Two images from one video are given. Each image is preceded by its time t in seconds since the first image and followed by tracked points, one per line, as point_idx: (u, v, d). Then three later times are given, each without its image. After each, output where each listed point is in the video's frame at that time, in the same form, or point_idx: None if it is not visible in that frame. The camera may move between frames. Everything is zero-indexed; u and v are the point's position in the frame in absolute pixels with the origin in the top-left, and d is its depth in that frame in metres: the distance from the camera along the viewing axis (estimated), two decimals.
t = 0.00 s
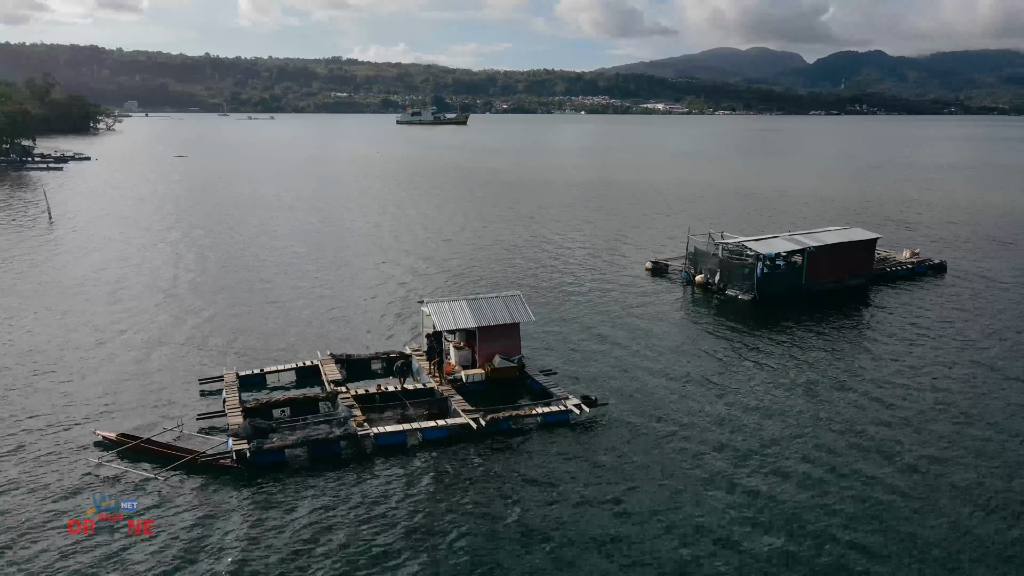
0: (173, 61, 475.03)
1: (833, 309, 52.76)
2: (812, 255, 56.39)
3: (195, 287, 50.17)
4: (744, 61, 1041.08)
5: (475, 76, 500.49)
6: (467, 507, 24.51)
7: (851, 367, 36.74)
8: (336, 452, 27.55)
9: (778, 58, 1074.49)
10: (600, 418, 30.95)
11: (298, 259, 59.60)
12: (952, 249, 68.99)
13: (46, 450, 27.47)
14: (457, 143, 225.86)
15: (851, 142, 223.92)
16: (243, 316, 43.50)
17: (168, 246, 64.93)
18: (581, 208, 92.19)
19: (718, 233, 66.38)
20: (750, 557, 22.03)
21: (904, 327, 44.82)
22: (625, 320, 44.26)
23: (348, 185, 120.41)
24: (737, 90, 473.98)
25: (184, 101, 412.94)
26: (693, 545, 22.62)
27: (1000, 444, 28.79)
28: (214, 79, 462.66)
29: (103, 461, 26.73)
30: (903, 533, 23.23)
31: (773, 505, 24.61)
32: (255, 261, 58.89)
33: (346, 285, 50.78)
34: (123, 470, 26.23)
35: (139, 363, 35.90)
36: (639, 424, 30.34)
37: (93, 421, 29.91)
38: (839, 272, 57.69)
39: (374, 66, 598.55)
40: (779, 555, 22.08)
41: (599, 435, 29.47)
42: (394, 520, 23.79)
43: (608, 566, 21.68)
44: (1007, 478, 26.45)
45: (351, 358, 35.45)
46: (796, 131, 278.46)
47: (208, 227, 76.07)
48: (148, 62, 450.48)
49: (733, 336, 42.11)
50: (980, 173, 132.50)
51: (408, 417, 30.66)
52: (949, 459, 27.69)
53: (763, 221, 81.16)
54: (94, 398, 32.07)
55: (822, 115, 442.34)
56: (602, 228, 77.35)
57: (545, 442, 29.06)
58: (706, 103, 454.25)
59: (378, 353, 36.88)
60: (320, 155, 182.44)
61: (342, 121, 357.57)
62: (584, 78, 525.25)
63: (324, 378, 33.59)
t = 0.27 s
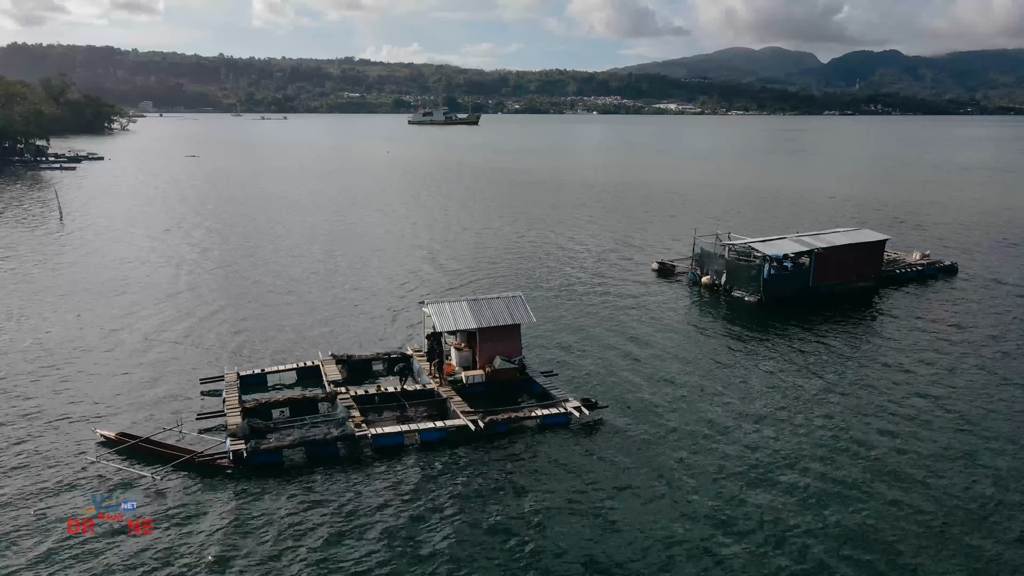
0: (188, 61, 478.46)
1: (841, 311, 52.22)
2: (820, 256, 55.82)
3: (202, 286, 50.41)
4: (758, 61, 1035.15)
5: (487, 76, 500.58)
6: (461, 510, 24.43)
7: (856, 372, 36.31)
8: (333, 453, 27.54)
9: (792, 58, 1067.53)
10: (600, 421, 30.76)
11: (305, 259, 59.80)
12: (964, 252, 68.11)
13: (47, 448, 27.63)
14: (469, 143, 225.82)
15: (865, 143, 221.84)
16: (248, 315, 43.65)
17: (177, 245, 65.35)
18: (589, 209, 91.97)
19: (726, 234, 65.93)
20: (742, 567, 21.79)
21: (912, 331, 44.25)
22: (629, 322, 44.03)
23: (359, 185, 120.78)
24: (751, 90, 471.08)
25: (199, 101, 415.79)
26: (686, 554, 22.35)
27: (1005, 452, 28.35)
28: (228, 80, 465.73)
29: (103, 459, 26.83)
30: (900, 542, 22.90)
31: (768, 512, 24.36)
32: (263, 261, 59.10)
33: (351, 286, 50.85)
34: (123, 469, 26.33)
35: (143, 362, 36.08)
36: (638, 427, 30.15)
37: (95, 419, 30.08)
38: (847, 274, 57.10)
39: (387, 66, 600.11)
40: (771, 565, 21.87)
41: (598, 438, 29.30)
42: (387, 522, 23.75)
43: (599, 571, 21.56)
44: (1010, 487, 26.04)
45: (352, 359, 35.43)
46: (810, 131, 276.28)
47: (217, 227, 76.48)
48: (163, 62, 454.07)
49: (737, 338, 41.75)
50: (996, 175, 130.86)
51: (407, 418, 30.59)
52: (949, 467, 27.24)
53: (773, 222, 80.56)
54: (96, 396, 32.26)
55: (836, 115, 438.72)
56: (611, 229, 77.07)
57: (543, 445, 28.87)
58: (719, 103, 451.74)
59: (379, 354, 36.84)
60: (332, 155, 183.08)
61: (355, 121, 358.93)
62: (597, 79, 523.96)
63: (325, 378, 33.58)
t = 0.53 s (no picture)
0: (201, 62, 481.26)
1: (849, 313, 51.70)
2: (828, 257, 55.27)
3: (207, 286, 50.58)
4: (771, 61, 1029.28)
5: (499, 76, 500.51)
6: (457, 511, 24.32)
7: (861, 374, 35.93)
8: (331, 454, 27.50)
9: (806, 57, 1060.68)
10: (600, 423, 30.54)
11: (311, 259, 59.90)
12: (976, 253, 67.30)
13: (48, 446, 27.71)
14: (479, 143, 225.73)
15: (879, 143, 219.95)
16: (251, 315, 43.73)
17: (185, 245, 65.65)
18: (598, 209, 91.66)
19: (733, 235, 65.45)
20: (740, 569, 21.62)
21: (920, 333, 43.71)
22: (632, 323, 43.76)
23: (367, 185, 121.00)
24: (764, 90, 468.25)
25: (212, 101, 418.14)
26: (683, 555, 22.22)
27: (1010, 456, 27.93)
28: (242, 80, 468.27)
29: (103, 459, 26.88)
30: (900, 546, 22.66)
31: (767, 514, 24.17)
32: (269, 261, 59.25)
33: (356, 286, 50.85)
34: (122, 469, 26.37)
35: (146, 361, 36.21)
36: (638, 429, 29.92)
37: (97, 418, 30.18)
38: (855, 276, 56.54)
39: (399, 66, 601.26)
40: (769, 568, 21.67)
41: (597, 440, 29.10)
42: (382, 522, 23.68)
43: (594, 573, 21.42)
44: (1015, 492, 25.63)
45: (353, 359, 35.40)
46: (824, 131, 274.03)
47: (226, 227, 76.79)
48: (177, 63, 457.06)
49: (742, 340, 41.38)
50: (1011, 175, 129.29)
51: (406, 419, 30.53)
52: (953, 470, 26.95)
53: (782, 223, 79.95)
54: (98, 395, 32.37)
55: (850, 115, 435.07)
56: (618, 230, 76.72)
57: (541, 446, 28.74)
58: (732, 103, 449.30)
59: (380, 354, 36.79)
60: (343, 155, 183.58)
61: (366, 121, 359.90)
62: (608, 79, 522.62)
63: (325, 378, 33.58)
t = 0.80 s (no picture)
0: (215, 62, 483.84)
1: (857, 315, 51.17)
2: (836, 258, 54.74)
3: (213, 285, 50.71)
4: (785, 61, 1022.90)
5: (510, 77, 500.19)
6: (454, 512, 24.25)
7: (866, 377, 35.57)
8: (329, 454, 27.47)
9: (819, 56, 1053.16)
10: (601, 425, 30.33)
11: (317, 259, 59.98)
12: (987, 255, 66.49)
13: (50, 445, 27.81)
14: (490, 143, 225.48)
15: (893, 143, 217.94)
16: (255, 315, 43.79)
17: (193, 244, 65.88)
18: (606, 209, 91.33)
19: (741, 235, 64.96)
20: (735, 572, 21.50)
21: (929, 336, 43.19)
22: (637, 325, 43.47)
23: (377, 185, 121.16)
24: (777, 90, 465.23)
25: (225, 102, 420.21)
26: (678, 558, 22.11)
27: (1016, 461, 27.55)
28: (255, 81, 470.48)
29: (103, 459, 26.93)
30: (899, 550, 22.45)
31: (764, 518, 24.02)
32: (275, 260, 59.37)
33: (360, 286, 50.85)
34: (122, 468, 26.39)
35: (149, 361, 36.31)
36: (639, 431, 29.71)
37: (98, 417, 30.26)
38: (864, 277, 55.97)
39: (411, 66, 602.07)
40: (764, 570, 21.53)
41: (597, 442, 28.91)
42: (379, 523, 23.64)
43: None
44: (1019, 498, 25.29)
45: (354, 360, 35.36)
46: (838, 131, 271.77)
47: (235, 226, 77.06)
48: (191, 63, 459.79)
49: (747, 342, 41.03)
50: None
51: (405, 420, 30.43)
52: (954, 474, 26.70)
53: (792, 223, 79.34)
54: (101, 394, 32.48)
55: (865, 115, 431.32)
56: (626, 230, 76.36)
57: (541, 448, 28.58)
58: (745, 103, 446.77)
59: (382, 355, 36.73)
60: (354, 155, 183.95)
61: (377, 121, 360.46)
62: (620, 79, 520.97)
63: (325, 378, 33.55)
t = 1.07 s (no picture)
0: (228, 62, 486.11)
1: (865, 317, 50.60)
2: (845, 259, 54.16)
3: (219, 285, 50.82)
4: (798, 60, 1015.76)
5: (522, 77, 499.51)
6: (450, 513, 24.16)
7: (870, 380, 35.19)
8: (327, 455, 27.41)
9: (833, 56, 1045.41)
10: (602, 428, 30.10)
11: (323, 259, 60.03)
12: (1000, 256, 65.63)
13: (50, 445, 27.88)
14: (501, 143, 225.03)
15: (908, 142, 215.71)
16: (259, 315, 43.81)
17: (201, 245, 66.10)
18: (615, 210, 90.91)
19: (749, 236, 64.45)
20: (733, 575, 21.29)
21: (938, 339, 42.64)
22: (641, 326, 43.14)
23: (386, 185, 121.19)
24: (791, 90, 461.86)
25: (238, 102, 422.04)
26: (675, 561, 21.95)
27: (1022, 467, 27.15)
28: (267, 81, 472.35)
29: (104, 458, 26.97)
30: (899, 556, 22.16)
31: (763, 521, 23.77)
32: (282, 261, 59.46)
33: (364, 287, 50.81)
34: (122, 468, 26.42)
35: (152, 360, 36.40)
36: (639, 433, 29.52)
37: (100, 417, 30.33)
38: (873, 278, 55.36)
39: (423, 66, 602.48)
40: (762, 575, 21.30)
41: (597, 444, 28.70)
42: (375, 523, 23.59)
43: None
44: None
45: (355, 360, 35.28)
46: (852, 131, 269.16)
47: (243, 226, 77.26)
48: (205, 64, 462.14)
49: (752, 344, 40.65)
50: None
51: (405, 420, 30.33)
52: (958, 480, 26.33)
53: (801, 224, 78.64)
54: (103, 394, 32.56)
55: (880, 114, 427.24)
56: (634, 231, 75.94)
57: (541, 450, 28.40)
58: (758, 103, 444.01)
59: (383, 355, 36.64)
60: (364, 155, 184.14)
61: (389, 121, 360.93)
62: (632, 78, 519.07)
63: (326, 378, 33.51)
